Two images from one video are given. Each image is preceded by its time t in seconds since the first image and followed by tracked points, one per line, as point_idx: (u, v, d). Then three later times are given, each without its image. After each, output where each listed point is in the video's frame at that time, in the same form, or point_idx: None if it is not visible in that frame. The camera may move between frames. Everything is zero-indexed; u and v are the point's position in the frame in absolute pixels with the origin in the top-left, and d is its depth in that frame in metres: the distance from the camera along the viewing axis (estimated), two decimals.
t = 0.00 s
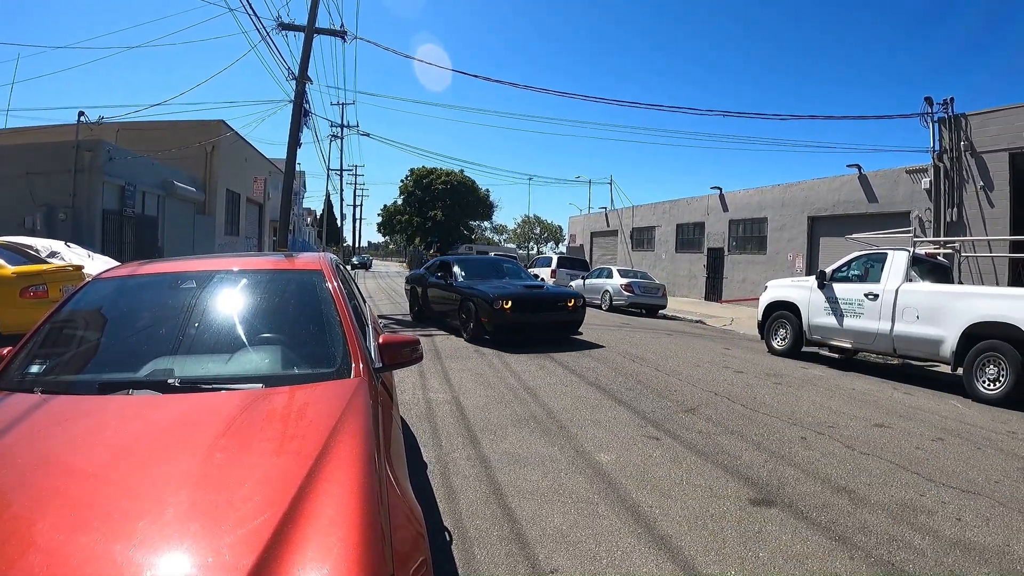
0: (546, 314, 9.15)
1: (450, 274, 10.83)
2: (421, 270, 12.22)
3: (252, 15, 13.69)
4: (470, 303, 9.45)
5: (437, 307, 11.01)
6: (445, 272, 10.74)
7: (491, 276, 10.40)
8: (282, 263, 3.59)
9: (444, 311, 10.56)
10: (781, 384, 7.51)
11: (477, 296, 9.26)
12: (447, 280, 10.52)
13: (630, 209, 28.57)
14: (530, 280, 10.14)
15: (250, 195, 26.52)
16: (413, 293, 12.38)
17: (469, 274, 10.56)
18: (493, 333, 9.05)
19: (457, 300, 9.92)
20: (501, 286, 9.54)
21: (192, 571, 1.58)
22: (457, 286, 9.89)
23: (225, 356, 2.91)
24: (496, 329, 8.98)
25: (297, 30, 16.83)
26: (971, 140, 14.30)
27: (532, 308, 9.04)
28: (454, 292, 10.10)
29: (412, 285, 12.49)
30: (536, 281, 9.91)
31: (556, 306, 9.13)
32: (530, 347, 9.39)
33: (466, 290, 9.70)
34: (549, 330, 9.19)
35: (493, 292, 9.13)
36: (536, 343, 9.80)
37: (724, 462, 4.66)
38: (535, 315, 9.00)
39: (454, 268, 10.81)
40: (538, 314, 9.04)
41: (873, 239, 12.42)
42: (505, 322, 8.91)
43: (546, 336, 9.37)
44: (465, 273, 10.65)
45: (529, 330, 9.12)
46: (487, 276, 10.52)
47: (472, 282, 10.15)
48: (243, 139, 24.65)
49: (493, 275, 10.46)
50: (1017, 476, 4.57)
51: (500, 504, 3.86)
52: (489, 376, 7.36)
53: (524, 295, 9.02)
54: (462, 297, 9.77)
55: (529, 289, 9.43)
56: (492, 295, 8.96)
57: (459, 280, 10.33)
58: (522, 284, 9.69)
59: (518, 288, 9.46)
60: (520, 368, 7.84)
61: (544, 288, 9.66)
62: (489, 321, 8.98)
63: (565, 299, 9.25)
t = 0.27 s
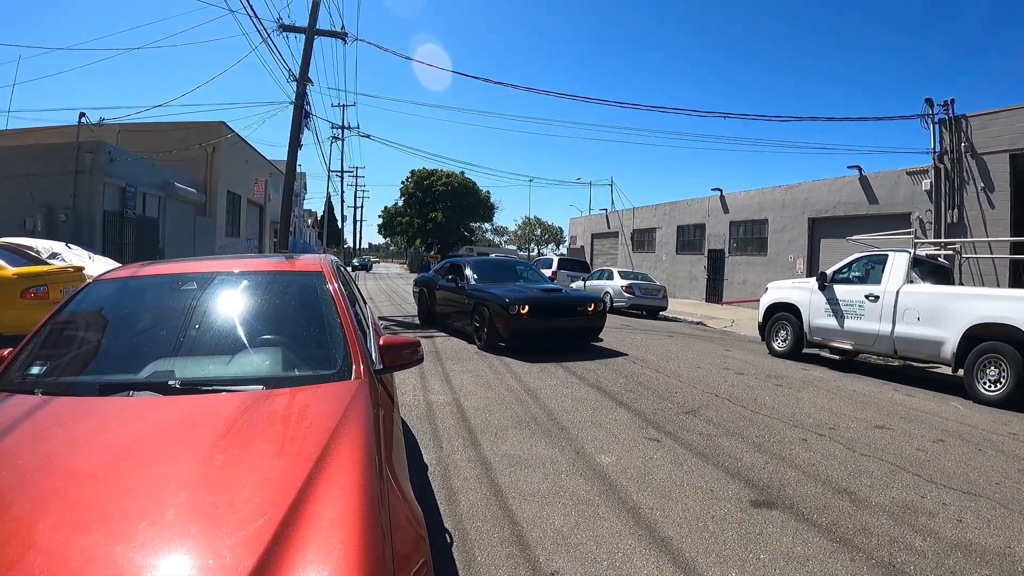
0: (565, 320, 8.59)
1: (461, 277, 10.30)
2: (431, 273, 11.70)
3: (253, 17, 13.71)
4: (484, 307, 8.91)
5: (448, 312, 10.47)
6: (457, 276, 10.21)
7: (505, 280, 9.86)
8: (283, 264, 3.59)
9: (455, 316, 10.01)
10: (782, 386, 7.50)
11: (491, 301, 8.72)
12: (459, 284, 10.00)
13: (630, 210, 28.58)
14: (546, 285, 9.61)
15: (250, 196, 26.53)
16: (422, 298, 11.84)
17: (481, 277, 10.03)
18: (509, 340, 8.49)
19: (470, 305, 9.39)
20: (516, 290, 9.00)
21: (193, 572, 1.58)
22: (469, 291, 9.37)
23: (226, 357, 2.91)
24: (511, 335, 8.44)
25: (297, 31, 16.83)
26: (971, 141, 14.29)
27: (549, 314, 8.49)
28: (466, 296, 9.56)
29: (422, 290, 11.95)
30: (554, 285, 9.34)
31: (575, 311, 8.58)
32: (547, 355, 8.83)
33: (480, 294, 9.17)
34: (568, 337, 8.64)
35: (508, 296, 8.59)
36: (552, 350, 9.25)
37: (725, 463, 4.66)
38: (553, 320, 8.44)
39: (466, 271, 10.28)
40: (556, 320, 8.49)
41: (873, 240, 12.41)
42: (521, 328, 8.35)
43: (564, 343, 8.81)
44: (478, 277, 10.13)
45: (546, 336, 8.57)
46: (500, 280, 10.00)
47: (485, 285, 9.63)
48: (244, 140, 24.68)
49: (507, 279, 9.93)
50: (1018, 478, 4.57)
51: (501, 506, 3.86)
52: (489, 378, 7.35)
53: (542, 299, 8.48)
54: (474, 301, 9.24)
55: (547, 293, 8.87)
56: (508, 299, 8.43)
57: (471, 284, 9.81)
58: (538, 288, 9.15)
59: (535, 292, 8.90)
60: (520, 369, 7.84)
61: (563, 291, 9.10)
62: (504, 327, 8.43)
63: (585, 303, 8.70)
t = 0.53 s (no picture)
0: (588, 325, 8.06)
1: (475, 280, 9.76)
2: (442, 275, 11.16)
3: (254, 17, 13.72)
4: (502, 311, 8.39)
5: (461, 316, 9.93)
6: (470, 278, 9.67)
7: (522, 283, 9.34)
8: (284, 265, 3.59)
9: (470, 321, 9.48)
10: (784, 386, 7.49)
11: (509, 305, 8.19)
12: (473, 287, 9.47)
13: (632, 210, 28.59)
14: (566, 287, 9.09)
15: (252, 197, 26.56)
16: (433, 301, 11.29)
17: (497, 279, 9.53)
18: (529, 346, 7.97)
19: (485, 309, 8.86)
20: (535, 293, 8.49)
21: (194, 573, 1.58)
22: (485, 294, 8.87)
23: (228, 358, 2.91)
24: (532, 342, 7.91)
25: (299, 32, 16.84)
26: (973, 141, 14.26)
27: (572, 319, 7.97)
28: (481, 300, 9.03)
29: (432, 292, 11.40)
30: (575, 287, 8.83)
31: (599, 316, 8.06)
32: (568, 363, 8.31)
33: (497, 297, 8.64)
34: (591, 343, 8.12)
35: (528, 299, 8.07)
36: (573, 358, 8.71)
37: (726, 463, 4.65)
38: (576, 325, 7.92)
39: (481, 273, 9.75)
40: (580, 325, 7.97)
41: (876, 240, 12.38)
42: (543, 335, 7.83)
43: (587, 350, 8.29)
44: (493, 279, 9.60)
45: (568, 343, 8.06)
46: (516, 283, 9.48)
47: (501, 288, 9.10)
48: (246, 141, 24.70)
49: (524, 281, 9.41)
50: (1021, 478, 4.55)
51: (503, 506, 3.86)
52: (491, 379, 7.35)
53: (563, 303, 7.96)
54: (490, 305, 8.71)
55: (568, 296, 8.36)
56: (528, 303, 7.90)
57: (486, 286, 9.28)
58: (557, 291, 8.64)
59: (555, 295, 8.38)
60: (522, 370, 7.84)
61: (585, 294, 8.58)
62: (525, 333, 7.91)
63: (609, 308, 8.18)
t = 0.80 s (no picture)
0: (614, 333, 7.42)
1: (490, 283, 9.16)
2: (454, 279, 10.56)
3: (254, 17, 13.72)
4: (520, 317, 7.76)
5: (475, 323, 9.34)
6: (485, 281, 9.07)
7: (540, 287, 8.71)
8: (284, 265, 3.59)
9: (484, 327, 8.87)
10: (783, 386, 7.49)
11: (528, 309, 7.56)
12: (487, 290, 8.88)
13: (632, 211, 28.61)
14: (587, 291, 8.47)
15: (252, 197, 26.56)
16: (445, 306, 10.70)
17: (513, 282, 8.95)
18: (550, 356, 7.36)
19: (502, 315, 8.25)
20: (555, 297, 7.86)
21: (193, 573, 1.58)
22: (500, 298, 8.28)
23: (227, 358, 2.91)
24: (553, 351, 7.28)
25: (298, 32, 16.84)
26: (973, 142, 14.27)
27: (597, 326, 7.34)
28: (496, 304, 8.41)
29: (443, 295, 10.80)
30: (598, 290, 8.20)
31: (625, 322, 7.43)
32: (592, 373, 7.66)
33: (514, 301, 8.02)
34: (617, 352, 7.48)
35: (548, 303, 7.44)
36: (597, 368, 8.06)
37: (726, 464, 4.66)
38: (601, 333, 7.29)
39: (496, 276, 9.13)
40: (605, 333, 7.34)
41: (875, 241, 12.38)
42: (565, 342, 7.20)
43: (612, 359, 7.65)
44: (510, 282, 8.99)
45: (591, 351, 7.43)
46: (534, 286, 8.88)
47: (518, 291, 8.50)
48: (245, 141, 24.70)
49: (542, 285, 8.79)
50: (1020, 479, 4.55)
51: (502, 506, 3.86)
52: (491, 379, 7.35)
53: (587, 308, 7.33)
54: (507, 310, 8.10)
55: (591, 300, 7.73)
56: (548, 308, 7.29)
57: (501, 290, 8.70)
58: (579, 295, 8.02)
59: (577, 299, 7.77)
60: (521, 370, 7.84)
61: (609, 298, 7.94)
62: (545, 341, 7.27)
63: (636, 313, 7.55)
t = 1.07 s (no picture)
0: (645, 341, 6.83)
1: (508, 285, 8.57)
2: (467, 279, 9.97)
3: (257, 15, 13.73)
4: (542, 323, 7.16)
5: (490, 327, 8.75)
6: (502, 283, 8.48)
7: (562, 290, 8.12)
8: (285, 263, 3.59)
9: (501, 332, 8.29)
10: (783, 388, 7.49)
11: (552, 316, 6.97)
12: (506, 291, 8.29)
13: (633, 212, 28.61)
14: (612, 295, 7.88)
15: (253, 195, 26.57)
16: (456, 308, 10.10)
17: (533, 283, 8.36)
18: (576, 366, 6.77)
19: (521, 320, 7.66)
20: (580, 301, 7.27)
21: (193, 571, 1.58)
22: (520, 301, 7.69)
23: (228, 356, 2.91)
24: (579, 361, 6.68)
25: (302, 31, 16.85)
26: (975, 146, 14.26)
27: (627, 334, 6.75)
28: (515, 308, 7.83)
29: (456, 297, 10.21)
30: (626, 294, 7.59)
31: (656, 329, 6.85)
32: (619, 386, 7.06)
33: (535, 305, 7.42)
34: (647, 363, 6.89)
35: (574, 309, 6.84)
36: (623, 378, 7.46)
37: (725, 466, 4.66)
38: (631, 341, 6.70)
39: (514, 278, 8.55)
40: (635, 341, 6.75)
41: (877, 244, 12.38)
42: (593, 353, 6.61)
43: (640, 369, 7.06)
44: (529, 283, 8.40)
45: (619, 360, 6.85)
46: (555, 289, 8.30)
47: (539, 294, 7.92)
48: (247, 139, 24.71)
49: (563, 288, 8.21)
50: (1020, 484, 4.55)
51: (502, 506, 3.86)
52: (491, 379, 7.35)
53: (617, 314, 6.74)
54: (526, 315, 7.50)
55: (620, 305, 7.14)
56: (574, 314, 6.70)
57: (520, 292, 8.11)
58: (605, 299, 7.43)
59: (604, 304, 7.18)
60: (521, 370, 7.85)
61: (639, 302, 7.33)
62: (571, 350, 6.68)
63: (668, 320, 6.96)
